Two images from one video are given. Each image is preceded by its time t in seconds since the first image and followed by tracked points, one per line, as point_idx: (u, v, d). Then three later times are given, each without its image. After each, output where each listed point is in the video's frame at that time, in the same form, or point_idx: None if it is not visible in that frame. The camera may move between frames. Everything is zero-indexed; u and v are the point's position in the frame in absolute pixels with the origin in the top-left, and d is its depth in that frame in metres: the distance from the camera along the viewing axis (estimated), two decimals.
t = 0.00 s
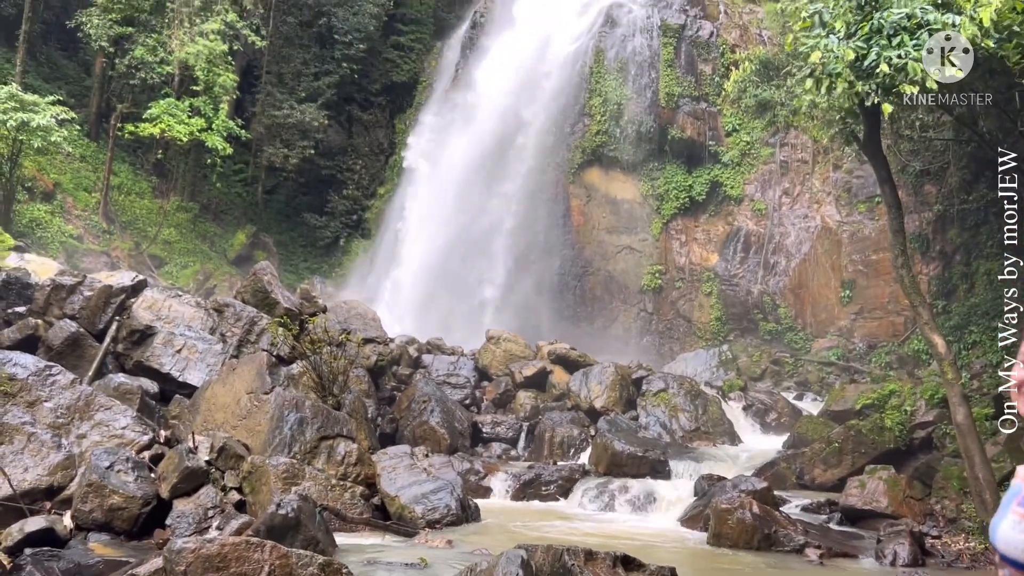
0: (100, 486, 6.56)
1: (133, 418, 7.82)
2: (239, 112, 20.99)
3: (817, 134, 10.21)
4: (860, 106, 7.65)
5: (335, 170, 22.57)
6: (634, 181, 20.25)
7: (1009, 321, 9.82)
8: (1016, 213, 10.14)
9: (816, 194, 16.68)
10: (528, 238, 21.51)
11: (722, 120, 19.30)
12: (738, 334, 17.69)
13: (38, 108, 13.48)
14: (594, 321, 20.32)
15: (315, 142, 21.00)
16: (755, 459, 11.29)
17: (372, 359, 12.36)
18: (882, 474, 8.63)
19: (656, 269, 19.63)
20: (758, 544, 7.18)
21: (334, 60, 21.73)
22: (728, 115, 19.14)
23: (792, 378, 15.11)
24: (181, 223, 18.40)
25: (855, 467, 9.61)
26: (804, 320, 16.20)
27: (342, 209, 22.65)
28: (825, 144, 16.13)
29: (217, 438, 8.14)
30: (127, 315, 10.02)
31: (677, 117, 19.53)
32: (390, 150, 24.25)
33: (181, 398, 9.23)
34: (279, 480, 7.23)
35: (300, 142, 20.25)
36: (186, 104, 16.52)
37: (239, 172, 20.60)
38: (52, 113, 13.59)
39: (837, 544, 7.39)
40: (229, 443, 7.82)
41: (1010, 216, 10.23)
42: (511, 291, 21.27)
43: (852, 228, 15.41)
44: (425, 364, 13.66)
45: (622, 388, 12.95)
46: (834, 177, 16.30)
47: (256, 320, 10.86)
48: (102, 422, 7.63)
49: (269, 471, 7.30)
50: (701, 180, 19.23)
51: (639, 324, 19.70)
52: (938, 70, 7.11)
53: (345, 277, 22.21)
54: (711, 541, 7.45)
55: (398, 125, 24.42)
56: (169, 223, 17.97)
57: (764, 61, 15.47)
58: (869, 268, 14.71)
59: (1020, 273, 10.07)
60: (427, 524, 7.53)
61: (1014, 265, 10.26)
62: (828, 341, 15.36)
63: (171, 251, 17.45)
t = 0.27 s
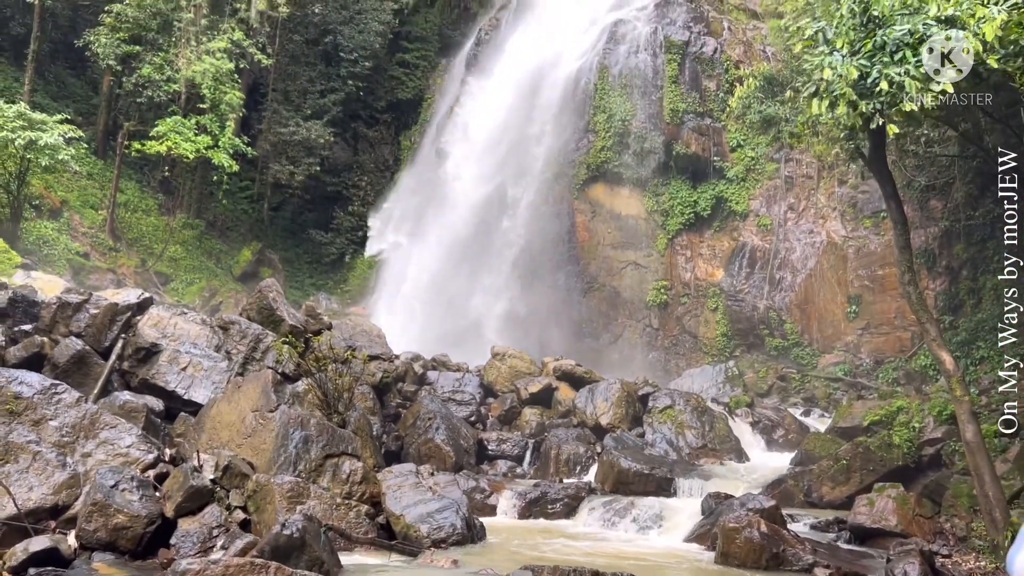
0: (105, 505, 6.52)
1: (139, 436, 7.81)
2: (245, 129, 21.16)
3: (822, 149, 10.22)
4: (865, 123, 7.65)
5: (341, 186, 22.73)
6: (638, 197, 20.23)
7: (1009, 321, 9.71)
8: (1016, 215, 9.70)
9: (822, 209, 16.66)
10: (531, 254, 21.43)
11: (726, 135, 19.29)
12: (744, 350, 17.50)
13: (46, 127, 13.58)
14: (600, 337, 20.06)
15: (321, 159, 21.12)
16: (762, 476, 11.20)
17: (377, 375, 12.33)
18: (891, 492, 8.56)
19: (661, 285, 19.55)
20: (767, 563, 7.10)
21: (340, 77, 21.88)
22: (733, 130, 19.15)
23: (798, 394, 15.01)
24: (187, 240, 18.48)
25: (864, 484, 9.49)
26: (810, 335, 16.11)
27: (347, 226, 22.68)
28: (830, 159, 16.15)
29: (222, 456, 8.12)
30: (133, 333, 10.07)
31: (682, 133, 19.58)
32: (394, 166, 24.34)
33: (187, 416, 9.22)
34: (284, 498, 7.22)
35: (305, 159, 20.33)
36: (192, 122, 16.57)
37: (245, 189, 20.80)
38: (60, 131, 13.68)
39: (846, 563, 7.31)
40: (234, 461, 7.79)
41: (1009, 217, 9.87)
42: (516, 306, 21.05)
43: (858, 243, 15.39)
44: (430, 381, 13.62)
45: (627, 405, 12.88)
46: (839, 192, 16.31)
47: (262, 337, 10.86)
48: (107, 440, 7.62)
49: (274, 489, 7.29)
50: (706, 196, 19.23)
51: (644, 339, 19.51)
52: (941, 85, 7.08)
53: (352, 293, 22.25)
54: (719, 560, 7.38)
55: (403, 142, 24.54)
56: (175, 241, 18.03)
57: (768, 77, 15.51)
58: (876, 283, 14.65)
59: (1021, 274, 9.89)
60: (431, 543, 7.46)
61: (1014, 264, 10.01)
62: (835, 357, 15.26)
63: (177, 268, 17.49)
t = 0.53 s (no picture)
0: (108, 524, 6.49)
1: (142, 454, 7.79)
2: (249, 145, 21.26)
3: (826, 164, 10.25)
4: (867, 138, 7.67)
5: (345, 203, 22.78)
6: (642, 212, 20.22)
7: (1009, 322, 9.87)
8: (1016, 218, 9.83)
9: (826, 224, 16.67)
10: (535, 270, 21.35)
11: (730, 150, 19.33)
12: (749, 365, 17.49)
13: (52, 145, 13.65)
14: (603, 353, 19.80)
15: (325, 176, 21.29)
16: (768, 493, 11.13)
17: (381, 392, 12.31)
18: (899, 509, 8.50)
19: (665, 300, 19.50)
20: None
21: (344, 94, 22.02)
22: (736, 145, 19.20)
23: (804, 409, 14.99)
24: (192, 256, 18.53)
25: (870, 501, 9.40)
26: (815, 350, 16.05)
27: (351, 241, 22.73)
28: (834, 174, 16.18)
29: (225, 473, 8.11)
30: (136, 349, 10.08)
31: (685, 148, 19.66)
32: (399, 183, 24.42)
33: (191, 433, 9.20)
34: (288, 516, 7.18)
35: (310, 175, 20.45)
36: (196, 139, 16.60)
37: (249, 205, 20.89)
38: (66, 149, 13.76)
39: None
40: (238, 479, 7.76)
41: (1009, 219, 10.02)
42: (519, 321, 20.91)
43: (863, 257, 15.37)
44: (434, 397, 13.60)
45: (632, 421, 12.82)
46: (843, 207, 16.33)
47: (266, 353, 10.86)
48: (110, 458, 7.60)
49: (278, 507, 7.26)
50: (710, 211, 19.29)
51: (649, 355, 19.38)
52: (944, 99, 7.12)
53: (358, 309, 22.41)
54: None
55: (408, 158, 24.52)
56: (180, 257, 18.09)
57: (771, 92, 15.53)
58: (880, 298, 14.63)
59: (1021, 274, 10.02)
60: (435, 561, 7.38)
61: (1014, 265, 10.13)
62: (840, 372, 15.19)
63: (182, 284, 17.52)
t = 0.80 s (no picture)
0: (109, 541, 6.45)
1: (144, 471, 7.76)
2: (252, 161, 21.34)
3: (827, 179, 10.28)
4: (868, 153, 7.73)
5: (347, 218, 22.91)
6: (643, 226, 20.25)
7: (1008, 321, 10.09)
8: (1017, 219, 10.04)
9: (827, 238, 16.67)
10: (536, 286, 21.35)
11: (731, 165, 19.38)
12: (752, 378, 17.29)
13: (56, 161, 13.71)
14: (605, 368, 19.75)
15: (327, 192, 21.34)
16: (773, 509, 11.02)
17: (383, 407, 12.28)
18: (904, 524, 8.43)
19: (668, 314, 19.33)
20: None
21: (346, 110, 22.17)
22: (737, 160, 19.25)
23: (807, 424, 14.95)
24: (194, 272, 18.55)
25: (876, 516, 9.25)
26: (818, 364, 15.97)
27: (354, 257, 23.21)
28: (835, 188, 16.21)
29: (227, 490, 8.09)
30: (138, 365, 10.05)
31: (686, 163, 19.70)
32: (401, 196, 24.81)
33: (192, 449, 9.18)
34: (290, 533, 7.13)
35: (312, 191, 20.54)
36: (199, 155, 16.64)
37: (252, 220, 21.01)
38: (69, 165, 13.82)
39: None
40: (239, 496, 7.73)
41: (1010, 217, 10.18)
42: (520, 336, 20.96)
43: (865, 271, 15.37)
44: (436, 412, 13.58)
45: (635, 436, 12.77)
46: (844, 221, 16.35)
47: (267, 369, 10.84)
48: (112, 475, 7.57)
49: (280, 524, 7.22)
50: (712, 225, 19.30)
51: (651, 370, 19.25)
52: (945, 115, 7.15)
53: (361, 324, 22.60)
54: None
55: (409, 173, 25.04)
56: (182, 273, 18.11)
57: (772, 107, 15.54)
58: (883, 312, 14.60)
59: (1021, 273, 10.30)
60: None
61: (1014, 265, 10.39)
62: (843, 386, 15.12)
63: (185, 300, 17.53)
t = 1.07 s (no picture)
0: (110, 557, 6.45)
1: (145, 486, 7.79)
2: (254, 176, 21.46)
3: (825, 192, 10.35)
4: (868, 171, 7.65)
5: (348, 232, 23.11)
6: (643, 239, 20.31)
7: (1009, 321, 10.31)
8: (1016, 219, 10.11)
9: (826, 251, 16.73)
10: (534, 299, 21.41)
11: (730, 179, 19.46)
12: (752, 393, 17.30)
13: (59, 178, 13.80)
14: (606, 381, 19.70)
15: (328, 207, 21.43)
16: (774, 522, 11.00)
17: (384, 422, 12.29)
18: (905, 538, 8.43)
19: (669, 327, 19.32)
20: None
21: (347, 125, 22.37)
22: (736, 175, 19.34)
23: (808, 437, 14.95)
24: (196, 286, 18.62)
25: (877, 531, 9.17)
26: (818, 378, 15.95)
27: (355, 270, 23.26)
28: (833, 202, 16.28)
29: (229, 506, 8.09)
30: (140, 381, 10.07)
31: (686, 177, 19.76)
32: (401, 211, 25.10)
33: (194, 465, 9.23)
34: (290, 549, 7.14)
35: (313, 206, 20.66)
36: (202, 171, 16.72)
37: (254, 236, 21.19)
38: (72, 182, 13.90)
39: None
40: (240, 511, 7.75)
41: (1009, 216, 10.18)
42: (518, 349, 20.98)
43: (864, 284, 15.42)
44: (436, 427, 13.60)
45: (636, 450, 12.77)
46: (843, 235, 16.42)
47: (269, 384, 10.86)
48: (113, 491, 7.60)
49: (281, 540, 7.23)
50: (711, 238, 19.33)
51: (651, 384, 19.22)
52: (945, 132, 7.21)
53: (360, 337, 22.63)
54: None
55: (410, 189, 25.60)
56: (184, 288, 18.17)
57: (770, 122, 15.63)
58: (882, 324, 14.64)
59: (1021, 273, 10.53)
60: None
61: (1014, 264, 10.65)
62: (843, 399, 15.10)
63: (186, 315, 17.58)
